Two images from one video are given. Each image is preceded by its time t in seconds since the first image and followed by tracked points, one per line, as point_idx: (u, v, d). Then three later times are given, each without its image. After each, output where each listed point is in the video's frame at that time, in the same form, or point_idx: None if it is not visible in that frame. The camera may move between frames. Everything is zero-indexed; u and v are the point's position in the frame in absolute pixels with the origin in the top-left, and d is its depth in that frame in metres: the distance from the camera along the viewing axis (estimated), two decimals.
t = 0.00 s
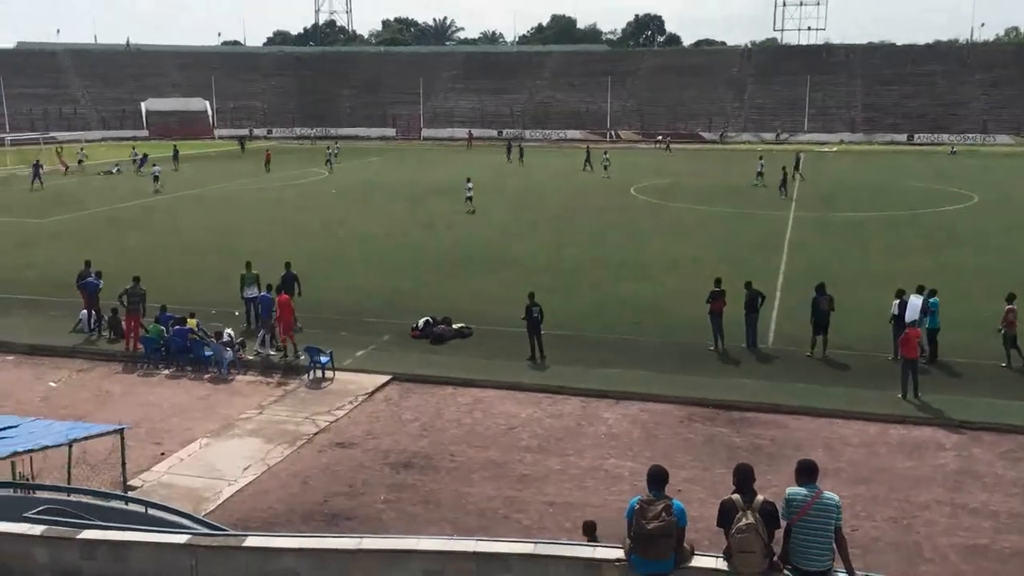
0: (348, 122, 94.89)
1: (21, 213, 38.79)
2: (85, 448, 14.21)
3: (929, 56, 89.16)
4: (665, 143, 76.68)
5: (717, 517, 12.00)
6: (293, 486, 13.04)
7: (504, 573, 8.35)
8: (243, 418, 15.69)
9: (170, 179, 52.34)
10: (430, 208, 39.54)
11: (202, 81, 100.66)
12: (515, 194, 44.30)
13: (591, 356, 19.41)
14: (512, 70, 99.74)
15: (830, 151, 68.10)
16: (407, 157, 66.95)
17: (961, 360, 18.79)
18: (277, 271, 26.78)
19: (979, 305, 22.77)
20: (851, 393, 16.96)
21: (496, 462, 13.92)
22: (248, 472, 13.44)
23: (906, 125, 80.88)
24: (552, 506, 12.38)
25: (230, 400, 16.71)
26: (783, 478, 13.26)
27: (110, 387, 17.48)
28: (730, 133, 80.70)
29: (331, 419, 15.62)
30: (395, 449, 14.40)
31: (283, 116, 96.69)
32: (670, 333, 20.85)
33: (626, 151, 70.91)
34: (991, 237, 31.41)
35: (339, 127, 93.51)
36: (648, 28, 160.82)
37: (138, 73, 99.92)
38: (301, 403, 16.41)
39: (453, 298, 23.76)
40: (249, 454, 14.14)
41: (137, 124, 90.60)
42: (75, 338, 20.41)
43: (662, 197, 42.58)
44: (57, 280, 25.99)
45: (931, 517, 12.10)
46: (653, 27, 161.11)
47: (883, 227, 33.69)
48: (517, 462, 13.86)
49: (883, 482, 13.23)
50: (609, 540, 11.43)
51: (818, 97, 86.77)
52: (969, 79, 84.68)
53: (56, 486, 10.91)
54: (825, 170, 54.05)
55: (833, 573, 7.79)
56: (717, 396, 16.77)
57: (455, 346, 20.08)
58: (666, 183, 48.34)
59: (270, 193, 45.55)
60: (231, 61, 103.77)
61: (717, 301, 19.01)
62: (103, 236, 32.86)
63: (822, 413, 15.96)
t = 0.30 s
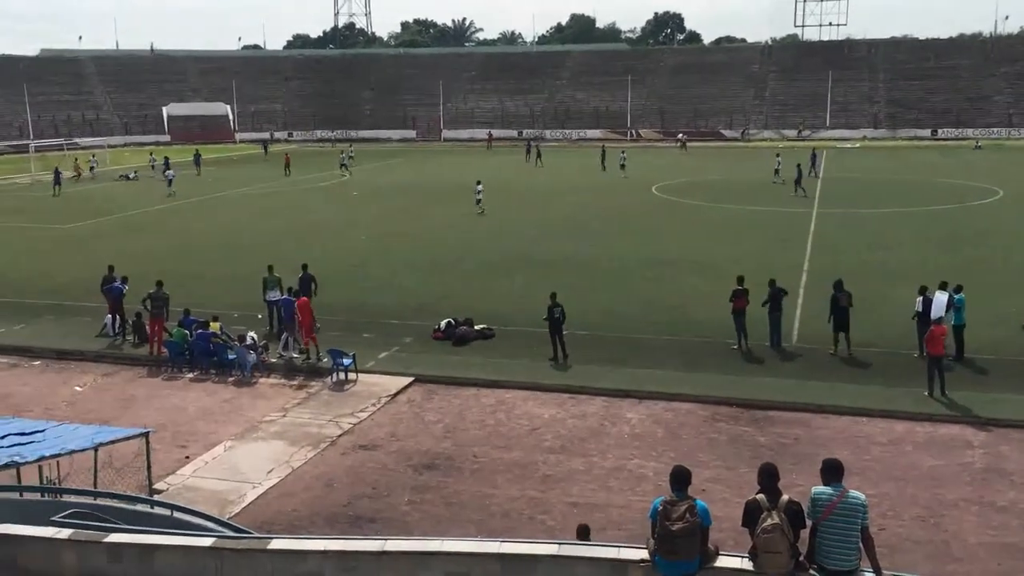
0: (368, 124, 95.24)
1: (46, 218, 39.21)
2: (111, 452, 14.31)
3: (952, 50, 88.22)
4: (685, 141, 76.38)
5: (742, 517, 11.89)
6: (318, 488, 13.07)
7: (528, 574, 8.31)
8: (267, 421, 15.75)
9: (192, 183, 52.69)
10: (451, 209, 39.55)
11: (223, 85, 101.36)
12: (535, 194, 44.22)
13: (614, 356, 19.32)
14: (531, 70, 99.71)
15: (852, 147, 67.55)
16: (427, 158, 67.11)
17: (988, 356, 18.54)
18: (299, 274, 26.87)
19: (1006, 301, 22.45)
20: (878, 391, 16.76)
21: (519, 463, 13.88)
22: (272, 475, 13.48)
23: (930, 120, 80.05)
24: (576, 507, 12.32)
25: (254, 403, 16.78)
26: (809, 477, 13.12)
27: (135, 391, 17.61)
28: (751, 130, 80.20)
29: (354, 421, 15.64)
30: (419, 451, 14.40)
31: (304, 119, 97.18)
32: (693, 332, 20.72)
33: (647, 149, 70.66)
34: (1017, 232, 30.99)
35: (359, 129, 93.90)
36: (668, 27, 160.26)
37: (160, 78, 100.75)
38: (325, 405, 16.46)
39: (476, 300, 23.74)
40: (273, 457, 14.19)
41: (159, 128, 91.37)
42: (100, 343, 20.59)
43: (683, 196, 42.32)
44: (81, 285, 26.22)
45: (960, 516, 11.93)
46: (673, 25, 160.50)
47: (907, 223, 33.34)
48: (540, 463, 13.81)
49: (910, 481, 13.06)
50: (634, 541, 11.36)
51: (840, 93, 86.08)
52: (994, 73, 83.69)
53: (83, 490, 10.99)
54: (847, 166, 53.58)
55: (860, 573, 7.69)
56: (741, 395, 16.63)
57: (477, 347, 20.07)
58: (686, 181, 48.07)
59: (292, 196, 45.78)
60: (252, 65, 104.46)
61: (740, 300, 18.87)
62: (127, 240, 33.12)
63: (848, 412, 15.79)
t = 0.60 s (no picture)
0: (371, 123, 95.25)
1: (50, 218, 39.27)
2: (115, 451, 14.34)
3: (955, 48, 88.13)
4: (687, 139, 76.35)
5: (746, 515, 11.89)
6: (321, 487, 13.08)
7: (532, 572, 8.32)
8: (270, 419, 15.78)
9: (194, 183, 52.71)
10: (454, 208, 39.53)
11: (226, 84, 101.44)
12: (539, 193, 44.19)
13: (616, 354, 19.32)
14: (533, 68, 99.72)
15: (855, 145, 67.44)
16: (429, 157, 67.13)
17: (990, 354, 18.53)
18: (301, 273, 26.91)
19: (1009, 298, 22.45)
20: (881, 389, 16.75)
21: (522, 461, 13.89)
22: (275, 474, 13.49)
23: (932, 117, 79.92)
24: (579, 505, 12.33)
25: (257, 402, 16.80)
26: (813, 475, 13.11)
27: (139, 389, 17.65)
28: (754, 128, 80.14)
29: (357, 420, 15.67)
30: (422, 449, 14.42)
31: (306, 118, 97.17)
32: (695, 330, 20.71)
33: (650, 147, 70.56)
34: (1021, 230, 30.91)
35: (362, 128, 93.92)
36: (670, 24, 160.07)
37: (163, 78, 100.87)
38: (328, 404, 16.48)
39: (480, 298, 23.73)
40: (276, 455, 14.22)
41: (162, 128, 91.46)
42: (104, 342, 20.64)
43: (685, 194, 42.25)
44: (84, 285, 26.27)
45: (963, 513, 11.93)
46: (676, 24, 160.47)
47: (908, 220, 33.36)
48: (544, 462, 13.83)
49: (913, 478, 13.06)
50: (637, 538, 11.37)
51: (842, 90, 85.93)
52: (996, 70, 83.55)
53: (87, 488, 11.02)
54: (849, 164, 53.52)
55: (863, 570, 7.70)
56: (744, 393, 16.63)
57: (480, 346, 20.08)
58: (689, 179, 47.97)
59: (294, 195, 45.81)
60: (255, 65, 104.53)
61: (743, 298, 18.87)
62: (131, 240, 33.17)
63: (850, 409, 15.79)
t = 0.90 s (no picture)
0: (368, 115, 95.06)
1: (46, 210, 39.18)
2: (112, 443, 14.33)
3: (952, 40, 88.08)
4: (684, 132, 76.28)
5: (742, 506, 11.92)
6: (318, 479, 13.09)
7: (529, 564, 8.35)
8: (268, 411, 15.79)
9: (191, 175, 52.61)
10: (453, 200, 39.52)
11: (222, 76, 101.16)
12: (537, 185, 44.18)
13: (614, 346, 19.35)
14: (531, 59, 99.55)
15: (852, 137, 67.43)
16: (427, 149, 67.02)
17: (986, 345, 18.60)
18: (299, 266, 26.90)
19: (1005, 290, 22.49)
20: (876, 381, 16.79)
21: (520, 453, 13.92)
22: (272, 465, 13.51)
23: (929, 110, 79.92)
24: (577, 497, 12.36)
25: (254, 394, 16.82)
26: (809, 467, 13.15)
27: (136, 381, 17.65)
28: (751, 121, 80.06)
29: (354, 411, 15.68)
30: (419, 441, 14.43)
31: (303, 110, 96.89)
32: (693, 322, 20.73)
33: (647, 139, 70.49)
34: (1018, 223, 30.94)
35: (359, 120, 93.76)
36: (668, 17, 159.67)
37: (160, 69, 100.57)
38: (325, 396, 16.50)
39: (480, 291, 23.71)
40: (274, 447, 14.23)
41: (158, 120, 91.25)
42: (101, 334, 20.63)
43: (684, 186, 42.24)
44: (81, 277, 26.23)
45: (958, 505, 11.97)
46: (673, 16, 160.33)
47: (906, 213, 33.35)
48: (541, 453, 13.85)
49: (909, 470, 13.10)
50: (635, 529, 11.40)
51: (839, 83, 85.85)
52: (994, 62, 83.52)
53: (85, 480, 11.03)
54: (847, 156, 53.49)
55: (860, 561, 7.75)
56: (741, 385, 16.66)
57: (478, 338, 20.09)
58: (688, 172, 47.93)
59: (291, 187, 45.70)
60: (251, 56, 104.23)
61: (740, 291, 18.88)
62: (130, 232, 33.12)
63: (847, 401, 15.83)
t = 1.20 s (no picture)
0: (364, 99, 94.64)
1: (41, 193, 39.00)
2: (107, 427, 14.30)
3: (951, 25, 87.83)
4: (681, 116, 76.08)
5: (737, 491, 11.95)
6: (314, 463, 13.10)
7: (526, 548, 8.36)
8: (264, 395, 15.78)
9: (186, 158, 52.36)
10: (450, 184, 39.44)
11: (217, 59, 100.55)
12: (534, 170, 44.10)
13: (611, 331, 19.37)
14: (527, 43, 99.11)
15: (850, 122, 67.31)
16: (423, 133, 66.80)
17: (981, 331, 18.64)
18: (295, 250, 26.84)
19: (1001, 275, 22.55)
20: (872, 365, 16.84)
21: (516, 437, 13.93)
22: (268, 450, 13.51)
23: (927, 95, 79.79)
24: (572, 481, 12.39)
25: (250, 378, 16.80)
26: (804, 451, 13.18)
27: (132, 366, 17.61)
28: (748, 105, 79.82)
29: (350, 396, 15.68)
30: (415, 426, 14.44)
31: (299, 94, 96.44)
32: (689, 307, 20.75)
33: (643, 124, 70.32)
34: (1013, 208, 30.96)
35: (354, 104, 93.36)
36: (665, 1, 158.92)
37: (154, 52, 99.92)
38: (322, 380, 16.49)
39: (477, 275, 23.67)
40: (271, 431, 14.22)
41: (153, 103, 90.76)
42: (96, 319, 20.56)
43: (681, 171, 42.19)
44: (76, 261, 26.11)
45: (953, 489, 12.01)
46: None
47: (902, 198, 33.34)
48: (536, 438, 13.86)
49: (905, 454, 13.13)
50: (631, 513, 11.44)
51: (837, 67, 85.62)
52: (992, 47, 83.31)
53: (81, 464, 11.02)
54: (843, 141, 53.46)
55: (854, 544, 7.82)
56: (737, 370, 16.68)
57: (474, 323, 20.07)
58: (686, 157, 47.89)
59: (288, 171, 45.54)
60: (246, 39, 103.59)
61: (737, 276, 18.86)
62: (126, 216, 33.02)
63: (842, 386, 15.86)
